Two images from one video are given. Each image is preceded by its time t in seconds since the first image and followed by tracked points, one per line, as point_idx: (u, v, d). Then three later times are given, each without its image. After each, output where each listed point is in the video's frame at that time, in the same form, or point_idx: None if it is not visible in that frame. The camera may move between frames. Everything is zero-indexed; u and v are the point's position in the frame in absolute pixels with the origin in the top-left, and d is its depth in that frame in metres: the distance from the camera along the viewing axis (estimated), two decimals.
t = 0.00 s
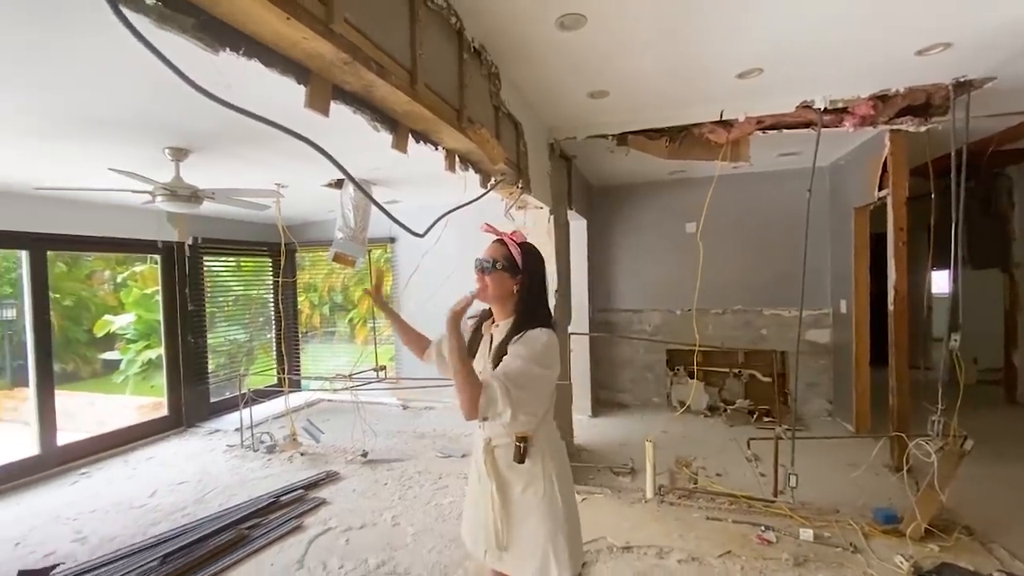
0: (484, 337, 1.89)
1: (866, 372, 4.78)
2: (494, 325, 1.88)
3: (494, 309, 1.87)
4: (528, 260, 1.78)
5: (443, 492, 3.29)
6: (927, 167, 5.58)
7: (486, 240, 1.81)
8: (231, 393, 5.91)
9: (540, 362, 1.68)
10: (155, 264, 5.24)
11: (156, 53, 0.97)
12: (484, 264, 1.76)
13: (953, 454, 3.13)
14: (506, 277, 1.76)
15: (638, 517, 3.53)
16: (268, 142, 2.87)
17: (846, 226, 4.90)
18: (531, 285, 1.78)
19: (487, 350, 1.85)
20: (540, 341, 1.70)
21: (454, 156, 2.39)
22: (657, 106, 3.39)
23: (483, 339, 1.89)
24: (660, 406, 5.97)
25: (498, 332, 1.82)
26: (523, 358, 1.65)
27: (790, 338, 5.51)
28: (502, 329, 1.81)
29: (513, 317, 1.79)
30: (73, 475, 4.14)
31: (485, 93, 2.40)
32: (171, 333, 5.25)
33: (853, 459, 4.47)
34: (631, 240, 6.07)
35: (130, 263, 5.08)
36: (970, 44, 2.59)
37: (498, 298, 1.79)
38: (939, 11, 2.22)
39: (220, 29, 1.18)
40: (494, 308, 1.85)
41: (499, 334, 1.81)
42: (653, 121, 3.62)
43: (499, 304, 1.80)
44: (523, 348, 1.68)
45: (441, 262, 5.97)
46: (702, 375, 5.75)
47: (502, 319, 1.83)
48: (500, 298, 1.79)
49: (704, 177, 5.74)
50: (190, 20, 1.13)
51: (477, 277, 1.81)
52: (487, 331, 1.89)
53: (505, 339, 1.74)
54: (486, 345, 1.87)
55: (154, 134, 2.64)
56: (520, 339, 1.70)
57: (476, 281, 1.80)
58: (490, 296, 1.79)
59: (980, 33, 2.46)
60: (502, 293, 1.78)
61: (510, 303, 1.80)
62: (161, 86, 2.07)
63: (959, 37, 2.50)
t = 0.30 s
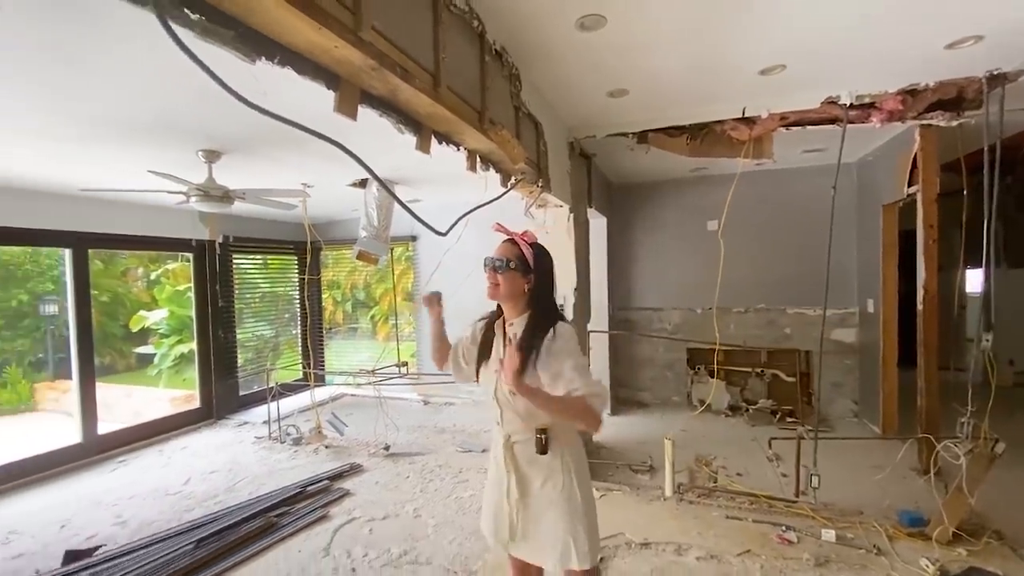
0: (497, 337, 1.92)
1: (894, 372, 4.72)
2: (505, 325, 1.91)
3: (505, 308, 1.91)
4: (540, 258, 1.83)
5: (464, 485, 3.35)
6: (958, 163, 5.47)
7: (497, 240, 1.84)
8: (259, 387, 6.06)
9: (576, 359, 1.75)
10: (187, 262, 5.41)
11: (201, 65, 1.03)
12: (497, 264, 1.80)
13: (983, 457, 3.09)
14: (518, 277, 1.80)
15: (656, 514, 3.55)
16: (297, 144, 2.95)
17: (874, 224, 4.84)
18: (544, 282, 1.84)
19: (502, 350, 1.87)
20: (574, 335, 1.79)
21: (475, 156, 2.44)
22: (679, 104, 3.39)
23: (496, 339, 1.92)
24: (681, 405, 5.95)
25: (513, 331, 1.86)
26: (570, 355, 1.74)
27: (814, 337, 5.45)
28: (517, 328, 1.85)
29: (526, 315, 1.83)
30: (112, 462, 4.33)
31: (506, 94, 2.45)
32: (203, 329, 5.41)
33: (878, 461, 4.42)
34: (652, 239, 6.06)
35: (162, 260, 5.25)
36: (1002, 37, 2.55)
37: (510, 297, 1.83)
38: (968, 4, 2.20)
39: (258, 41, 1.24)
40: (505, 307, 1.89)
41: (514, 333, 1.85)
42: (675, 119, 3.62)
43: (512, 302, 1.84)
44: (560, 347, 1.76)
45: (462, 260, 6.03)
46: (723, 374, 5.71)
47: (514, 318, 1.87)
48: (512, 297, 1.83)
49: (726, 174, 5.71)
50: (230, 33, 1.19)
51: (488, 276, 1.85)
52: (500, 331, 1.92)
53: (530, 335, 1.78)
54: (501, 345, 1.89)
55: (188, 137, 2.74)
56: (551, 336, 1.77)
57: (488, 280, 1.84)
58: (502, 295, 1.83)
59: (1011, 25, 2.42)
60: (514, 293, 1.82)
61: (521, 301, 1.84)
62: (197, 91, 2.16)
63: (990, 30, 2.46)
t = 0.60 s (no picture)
0: (520, 337, 1.94)
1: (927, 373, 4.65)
2: (528, 325, 1.95)
3: (526, 308, 1.96)
4: (556, 254, 1.88)
5: (488, 478, 3.42)
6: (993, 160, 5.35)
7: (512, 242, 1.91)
8: (291, 380, 6.23)
9: (612, 356, 1.83)
10: (221, 260, 5.59)
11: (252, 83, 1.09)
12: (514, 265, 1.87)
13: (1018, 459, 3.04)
14: (536, 274, 1.87)
15: (678, 510, 3.58)
16: (331, 147, 3.06)
17: (907, 221, 4.77)
18: (562, 278, 1.89)
19: (530, 350, 1.89)
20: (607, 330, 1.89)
21: (500, 157, 2.51)
22: (703, 102, 3.40)
23: (520, 339, 1.95)
24: (706, 404, 5.94)
25: (540, 329, 1.90)
26: (610, 350, 1.83)
27: (842, 336, 5.39)
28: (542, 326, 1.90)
29: (548, 311, 1.88)
30: (154, 450, 4.53)
31: (530, 96, 2.50)
32: (237, 323, 5.60)
33: (907, 462, 4.36)
34: (676, 236, 6.06)
35: (198, 258, 5.43)
36: None
37: (531, 296, 1.89)
38: None
39: (301, 57, 1.32)
40: (527, 307, 1.95)
41: (541, 331, 1.89)
42: (699, 117, 3.63)
43: (533, 301, 1.90)
44: (597, 343, 1.84)
45: (486, 258, 6.10)
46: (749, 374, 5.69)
47: (536, 316, 1.92)
48: (532, 295, 1.89)
49: (751, 171, 5.67)
50: (277, 49, 1.27)
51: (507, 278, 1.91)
52: (523, 330, 1.95)
53: (563, 332, 1.83)
54: (526, 345, 1.92)
55: (227, 140, 2.86)
56: (586, 333, 1.85)
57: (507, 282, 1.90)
58: (523, 295, 1.89)
59: None
60: (535, 291, 1.88)
61: (542, 299, 1.90)
62: (238, 97, 2.26)
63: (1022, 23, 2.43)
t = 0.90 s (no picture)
0: (549, 333, 2.00)
1: (966, 371, 4.57)
2: (557, 321, 2.01)
3: (555, 303, 2.02)
4: (589, 249, 1.94)
5: (516, 467, 3.51)
6: None
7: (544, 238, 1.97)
8: (325, 371, 6.43)
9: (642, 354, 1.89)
10: (259, 256, 5.79)
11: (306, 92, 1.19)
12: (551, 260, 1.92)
13: None
14: (569, 269, 1.93)
15: (703, 502, 3.62)
16: (369, 147, 3.20)
17: (946, 217, 4.69)
18: (593, 274, 1.95)
19: (560, 346, 1.95)
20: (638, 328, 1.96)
21: (528, 155, 2.59)
22: (731, 99, 3.41)
23: (548, 335, 2.00)
24: (733, 400, 5.93)
25: (570, 326, 1.96)
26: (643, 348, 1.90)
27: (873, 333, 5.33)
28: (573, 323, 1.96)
29: (579, 307, 1.95)
30: (202, 433, 4.79)
31: (558, 96, 2.57)
32: (276, 316, 5.83)
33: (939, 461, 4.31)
34: (705, 232, 6.06)
35: (237, 254, 5.62)
36: None
37: (562, 292, 1.96)
38: None
39: (347, 66, 1.42)
40: (557, 304, 2.00)
41: (571, 328, 1.95)
42: (727, 113, 3.65)
43: (564, 297, 1.97)
44: (629, 341, 1.91)
45: (513, 254, 6.18)
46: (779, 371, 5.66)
47: (565, 311, 1.98)
48: (564, 290, 1.96)
49: (780, 165, 5.63)
50: (327, 61, 1.37)
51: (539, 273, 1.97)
52: (551, 326, 2.01)
53: (597, 329, 1.90)
54: (556, 340, 1.97)
55: (269, 142, 3.00)
56: (620, 330, 1.92)
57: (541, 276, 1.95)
58: (556, 290, 1.95)
59: None
60: (567, 287, 1.95)
61: (572, 294, 1.97)
62: (282, 101, 2.38)
63: None
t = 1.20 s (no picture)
0: (583, 335, 1.93)
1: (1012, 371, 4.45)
2: (590, 322, 1.93)
3: (590, 305, 1.94)
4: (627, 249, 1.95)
5: (544, 458, 3.60)
6: None
7: (585, 235, 1.93)
8: (360, 362, 6.63)
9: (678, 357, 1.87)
10: (297, 251, 6.00)
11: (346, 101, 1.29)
12: (601, 255, 1.87)
13: None
14: (616, 267, 1.89)
15: (729, 497, 3.65)
16: (403, 147, 3.31)
17: (993, 212, 4.57)
18: (628, 274, 1.96)
19: (595, 347, 1.89)
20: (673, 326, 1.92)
21: (555, 153, 2.66)
22: (761, 94, 3.40)
23: (582, 337, 1.93)
24: (766, 399, 5.89)
25: (605, 327, 1.90)
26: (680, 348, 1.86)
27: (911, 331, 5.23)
28: (608, 323, 1.90)
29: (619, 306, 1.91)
30: (245, 419, 5.03)
31: (585, 94, 2.63)
32: (314, 309, 6.06)
33: (977, 463, 4.23)
34: (737, 228, 6.03)
35: (278, 249, 5.83)
36: None
37: (603, 291, 1.90)
38: None
39: (382, 74, 1.52)
40: (592, 304, 1.93)
41: (608, 329, 1.89)
42: (758, 107, 3.64)
43: (603, 297, 1.91)
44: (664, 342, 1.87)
45: (541, 250, 6.24)
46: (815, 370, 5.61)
47: (603, 312, 1.92)
48: (607, 289, 1.90)
49: (814, 159, 5.56)
50: (363, 70, 1.47)
51: (583, 271, 1.90)
52: (583, 328, 1.93)
53: (636, 329, 1.86)
54: (589, 341, 1.90)
55: (309, 142, 3.14)
56: (656, 328, 1.88)
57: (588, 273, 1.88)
58: (599, 288, 1.89)
59: None
60: (609, 286, 1.90)
61: (613, 294, 1.93)
62: (322, 104, 2.51)
63: None
